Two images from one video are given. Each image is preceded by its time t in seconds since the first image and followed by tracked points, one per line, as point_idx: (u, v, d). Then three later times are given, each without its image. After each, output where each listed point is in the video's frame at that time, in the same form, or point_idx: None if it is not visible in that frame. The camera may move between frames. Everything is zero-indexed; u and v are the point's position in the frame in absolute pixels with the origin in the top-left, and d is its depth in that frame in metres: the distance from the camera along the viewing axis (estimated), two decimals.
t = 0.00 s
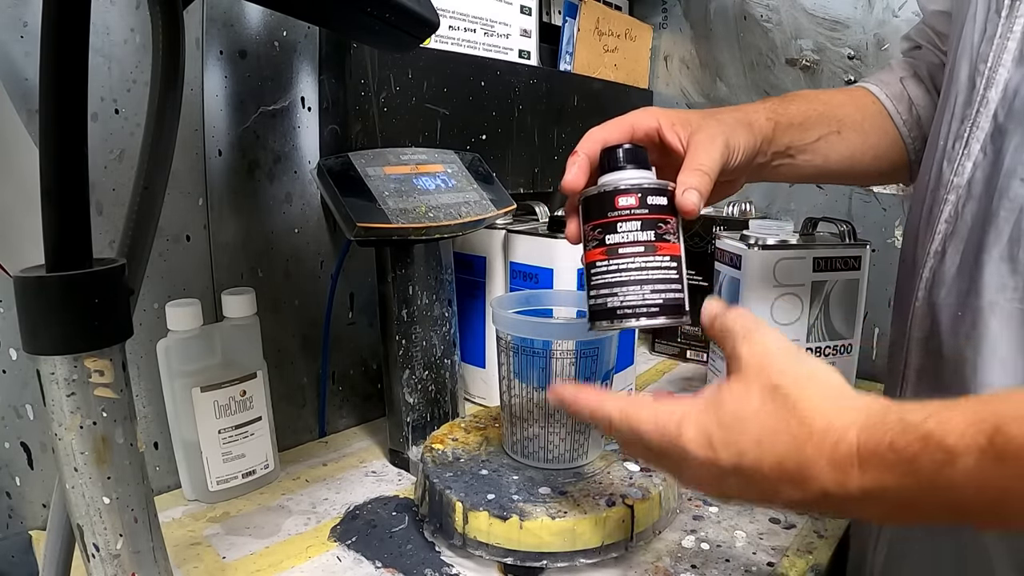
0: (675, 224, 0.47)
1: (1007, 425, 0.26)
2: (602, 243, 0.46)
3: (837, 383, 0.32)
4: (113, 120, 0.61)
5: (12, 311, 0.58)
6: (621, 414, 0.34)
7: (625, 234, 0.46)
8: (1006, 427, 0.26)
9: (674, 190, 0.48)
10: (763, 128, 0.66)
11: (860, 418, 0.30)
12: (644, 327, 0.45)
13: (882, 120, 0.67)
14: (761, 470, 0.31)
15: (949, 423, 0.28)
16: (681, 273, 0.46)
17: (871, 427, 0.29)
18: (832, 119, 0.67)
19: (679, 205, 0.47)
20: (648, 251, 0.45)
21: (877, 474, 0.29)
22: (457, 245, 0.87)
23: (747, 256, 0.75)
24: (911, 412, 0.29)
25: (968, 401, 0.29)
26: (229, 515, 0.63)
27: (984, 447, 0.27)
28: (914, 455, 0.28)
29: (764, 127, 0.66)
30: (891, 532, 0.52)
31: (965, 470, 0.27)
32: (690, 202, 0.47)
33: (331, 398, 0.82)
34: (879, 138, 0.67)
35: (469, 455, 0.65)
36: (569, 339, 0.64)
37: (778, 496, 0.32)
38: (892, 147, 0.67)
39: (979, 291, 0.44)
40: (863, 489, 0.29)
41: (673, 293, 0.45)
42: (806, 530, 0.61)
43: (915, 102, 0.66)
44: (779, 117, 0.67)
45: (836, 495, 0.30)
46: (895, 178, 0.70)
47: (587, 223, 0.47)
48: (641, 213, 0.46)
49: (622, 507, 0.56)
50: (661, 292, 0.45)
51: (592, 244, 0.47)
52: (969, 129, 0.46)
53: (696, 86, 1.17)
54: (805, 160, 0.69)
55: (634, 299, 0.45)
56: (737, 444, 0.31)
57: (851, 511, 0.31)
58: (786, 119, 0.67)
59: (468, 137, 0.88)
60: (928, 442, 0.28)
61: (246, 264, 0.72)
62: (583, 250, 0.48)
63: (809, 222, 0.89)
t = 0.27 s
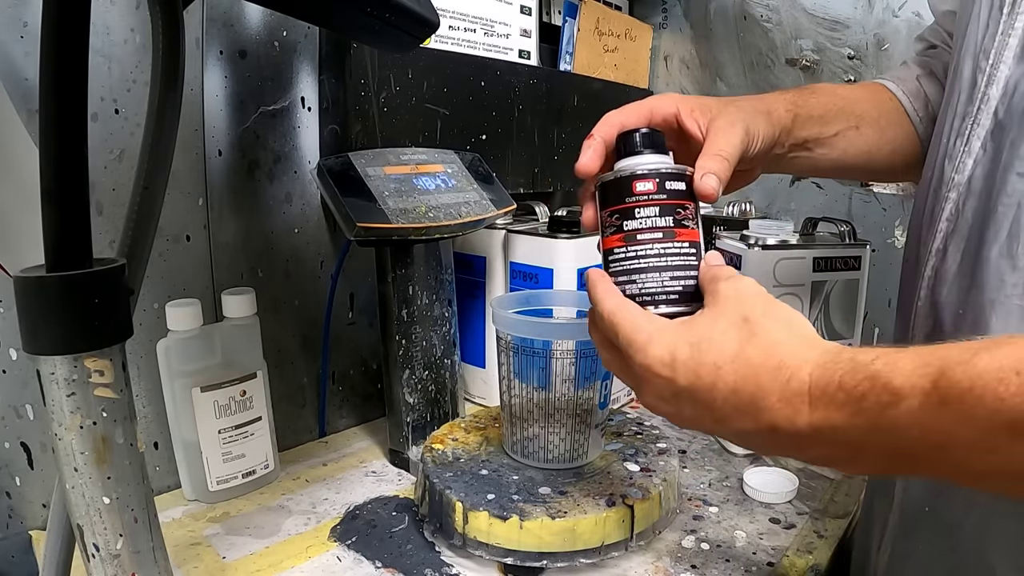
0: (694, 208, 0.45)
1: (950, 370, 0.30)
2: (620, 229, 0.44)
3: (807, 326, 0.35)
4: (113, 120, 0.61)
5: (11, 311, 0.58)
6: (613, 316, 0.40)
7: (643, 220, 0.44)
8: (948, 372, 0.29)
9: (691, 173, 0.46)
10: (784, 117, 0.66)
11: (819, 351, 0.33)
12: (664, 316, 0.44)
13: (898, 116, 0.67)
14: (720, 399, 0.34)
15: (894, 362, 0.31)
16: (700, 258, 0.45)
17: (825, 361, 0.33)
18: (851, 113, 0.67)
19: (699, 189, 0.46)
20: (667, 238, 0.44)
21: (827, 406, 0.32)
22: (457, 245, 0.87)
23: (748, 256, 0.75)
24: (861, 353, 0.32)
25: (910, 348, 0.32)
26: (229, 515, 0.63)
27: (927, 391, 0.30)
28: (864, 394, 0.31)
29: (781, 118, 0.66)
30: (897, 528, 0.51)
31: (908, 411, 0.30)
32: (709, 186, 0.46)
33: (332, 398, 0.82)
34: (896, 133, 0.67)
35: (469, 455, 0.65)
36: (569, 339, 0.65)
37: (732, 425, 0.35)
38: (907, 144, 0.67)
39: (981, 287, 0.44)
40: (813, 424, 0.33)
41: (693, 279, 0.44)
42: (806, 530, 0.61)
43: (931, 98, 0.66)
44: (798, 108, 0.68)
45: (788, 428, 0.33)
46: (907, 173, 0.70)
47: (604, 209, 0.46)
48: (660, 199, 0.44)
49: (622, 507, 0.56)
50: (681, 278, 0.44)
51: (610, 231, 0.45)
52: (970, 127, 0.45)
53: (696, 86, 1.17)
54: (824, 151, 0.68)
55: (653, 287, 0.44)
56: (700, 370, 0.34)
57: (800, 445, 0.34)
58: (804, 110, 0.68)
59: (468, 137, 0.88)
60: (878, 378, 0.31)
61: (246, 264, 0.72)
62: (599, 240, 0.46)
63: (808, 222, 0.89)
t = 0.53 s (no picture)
0: (678, 220, 0.44)
1: (940, 377, 0.29)
2: (603, 243, 0.44)
3: (789, 338, 0.36)
4: (113, 120, 0.61)
5: (11, 311, 0.58)
6: (593, 331, 0.40)
7: (626, 233, 0.43)
8: (937, 379, 0.29)
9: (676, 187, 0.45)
10: (805, 92, 0.65)
11: (805, 365, 0.33)
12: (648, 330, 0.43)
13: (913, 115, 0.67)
14: (704, 414, 0.34)
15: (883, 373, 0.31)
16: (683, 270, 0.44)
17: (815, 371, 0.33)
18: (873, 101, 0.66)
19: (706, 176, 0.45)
20: (651, 251, 0.43)
21: (814, 419, 0.32)
22: (457, 245, 0.87)
23: (748, 256, 0.75)
24: (848, 363, 0.32)
25: (898, 357, 0.32)
26: (229, 515, 0.63)
27: (917, 399, 0.30)
28: (851, 404, 0.31)
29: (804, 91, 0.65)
30: (897, 536, 0.51)
31: (897, 420, 0.30)
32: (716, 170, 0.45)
33: (331, 399, 0.82)
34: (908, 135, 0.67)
35: (469, 455, 0.65)
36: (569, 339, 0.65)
37: (715, 440, 0.35)
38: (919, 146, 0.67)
39: (987, 289, 0.44)
40: (800, 436, 0.32)
41: (678, 292, 0.43)
42: (805, 530, 0.61)
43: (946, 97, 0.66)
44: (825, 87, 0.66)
45: (774, 442, 0.33)
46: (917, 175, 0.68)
47: (586, 223, 0.45)
48: (642, 211, 0.43)
49: (622, 507, 0.56)
50: (666, 292, 0.43)
51: (592, 245, 0.44)
52: (971, 124, 0.46)
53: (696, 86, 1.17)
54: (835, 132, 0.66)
55: (638, 301, 0.43)
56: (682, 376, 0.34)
57: (787, 460, 0.34)
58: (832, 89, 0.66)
59: (468, 137, 0.88)
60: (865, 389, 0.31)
61: (246, 264, 0.72)
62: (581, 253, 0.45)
63: (809, 222, 0.89)
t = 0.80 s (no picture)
0: (663, 213, 0.44)
1: (935, 371, 0.29)
2: (586, 237, 0.44)
3: (779, 334, 0.36)
4: (113, 120, 0.61)
5: (12, 311, 0.58)
6: (575, 327, 0.40)
7: (610, 226, 0.43)
8: (932, 373, 0.29)
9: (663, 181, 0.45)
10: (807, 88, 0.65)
11: (793, 360, 0.33)
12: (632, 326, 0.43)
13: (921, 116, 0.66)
14: (691, 410, 0.34)
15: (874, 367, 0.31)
16: (669, 265, 0.44)
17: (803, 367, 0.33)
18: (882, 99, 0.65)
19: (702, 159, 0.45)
20: (635, 244, 0.43)
21: (802, 416, 0.32)
22: (457, 245, 0.87)
23: (748, 256, 0.75)
24: (838, 357, 0.32)
25: (893, 352, 0.32)
26: (229, 515, 0.63)
27: (910, 394, 0.29)
28: (841, 399, 0.30)
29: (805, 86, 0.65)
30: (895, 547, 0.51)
31: (889, 416, 0.30)
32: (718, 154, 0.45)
33: (331, 398, 0.82)
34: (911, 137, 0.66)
35: (469, 455, 0.65)
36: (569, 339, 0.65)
37: (704, 439, 0.35)
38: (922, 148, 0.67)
39: (993, 292, 0.44)
40: (788, 434, 0.32)
41: (662, 288, 0.43)
42: (805, 530, 0.61)
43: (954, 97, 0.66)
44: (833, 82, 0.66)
45: (762, 440, 0.33)
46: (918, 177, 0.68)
47: (569, 217, 0.45)
48: (626, 204, 0.43)
49: (622, 507, 0.56)
50: (650, 287, 0.43)
51: (575, 239, 0.44)
52: (974, 123, 0.46)
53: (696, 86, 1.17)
54: (835, 132, 0.66)
55: (622, 296, 0.43)
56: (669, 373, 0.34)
57: (776, 459, 0.34)
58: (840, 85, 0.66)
59: (468, 137, 0.88)
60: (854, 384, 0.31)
61: (246, 264, 0.72)
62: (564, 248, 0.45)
63: (809, 222, 0.89)
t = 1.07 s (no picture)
0: (662, 216, 0.44)
1: (943, 381, 0.29)
2: (584, 241, 0.44)
3: (780, 341, 0.36)
4: (113, 120, 0.61)
5: (12, 311, 0.58)
6: (571, 333, 0.40)
7: (609, 230, 0.43)
8: (940, 383, 0.29)
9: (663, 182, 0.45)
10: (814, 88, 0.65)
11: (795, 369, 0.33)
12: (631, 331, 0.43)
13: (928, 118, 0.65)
14: (693, 419, 0.34)
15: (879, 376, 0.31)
16: (669, 268, 0.44)
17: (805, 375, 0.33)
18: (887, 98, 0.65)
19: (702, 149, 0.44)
20: (634, 248, 0.43)
21: (805, 426, 0.31)
22: (457, 245, 0.87)
23: (748, 256, 0.75)
24: (842, 366, 0.32)
25: (898, 359, 0.32)
26: (229, 515, 0.63)
27: (917, 404, 0.29)
28: (845, 410, 0.30)
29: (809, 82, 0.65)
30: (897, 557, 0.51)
31: (896, 426, 0.29)
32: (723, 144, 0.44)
33: (331, 398, 0.82)
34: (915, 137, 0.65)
35: (469, 455, 0.65)
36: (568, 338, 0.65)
37: (704, 448, 0.35)
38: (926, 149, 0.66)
39: (1002, 299, 0.44)
40: (790, 444, 0.32)
41: (662, 291, 0.43)
42: (805, 530, 0.61)
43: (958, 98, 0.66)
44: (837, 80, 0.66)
45: (763, 450, 0.33)
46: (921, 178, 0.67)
47: (566, 221, 0.45)
48: (625, 207, 0.43)
49: (622, 507, 0.56)
50: (650, 291, 0.43)
51: (573, 243, 0.44)
52: (981, 124, 0.45)
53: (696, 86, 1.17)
54: (843, 129, 0.66)
55: (621, 301, 0.43)
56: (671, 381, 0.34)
57: (777, 470, 0.33)
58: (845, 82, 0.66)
59: (468, 137, 0.88)
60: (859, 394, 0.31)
61: (246, 264, 0.72)
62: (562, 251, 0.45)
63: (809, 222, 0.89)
